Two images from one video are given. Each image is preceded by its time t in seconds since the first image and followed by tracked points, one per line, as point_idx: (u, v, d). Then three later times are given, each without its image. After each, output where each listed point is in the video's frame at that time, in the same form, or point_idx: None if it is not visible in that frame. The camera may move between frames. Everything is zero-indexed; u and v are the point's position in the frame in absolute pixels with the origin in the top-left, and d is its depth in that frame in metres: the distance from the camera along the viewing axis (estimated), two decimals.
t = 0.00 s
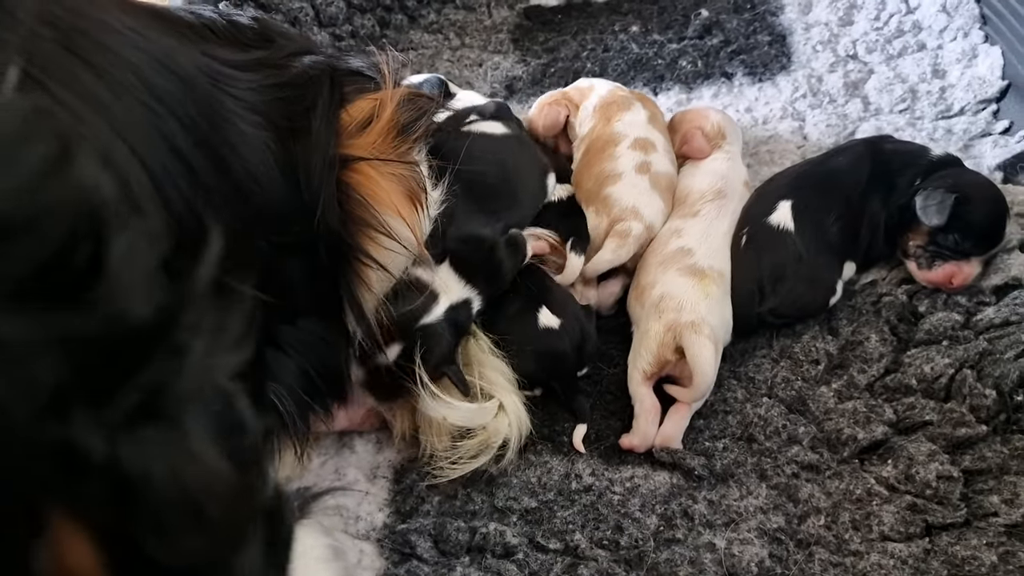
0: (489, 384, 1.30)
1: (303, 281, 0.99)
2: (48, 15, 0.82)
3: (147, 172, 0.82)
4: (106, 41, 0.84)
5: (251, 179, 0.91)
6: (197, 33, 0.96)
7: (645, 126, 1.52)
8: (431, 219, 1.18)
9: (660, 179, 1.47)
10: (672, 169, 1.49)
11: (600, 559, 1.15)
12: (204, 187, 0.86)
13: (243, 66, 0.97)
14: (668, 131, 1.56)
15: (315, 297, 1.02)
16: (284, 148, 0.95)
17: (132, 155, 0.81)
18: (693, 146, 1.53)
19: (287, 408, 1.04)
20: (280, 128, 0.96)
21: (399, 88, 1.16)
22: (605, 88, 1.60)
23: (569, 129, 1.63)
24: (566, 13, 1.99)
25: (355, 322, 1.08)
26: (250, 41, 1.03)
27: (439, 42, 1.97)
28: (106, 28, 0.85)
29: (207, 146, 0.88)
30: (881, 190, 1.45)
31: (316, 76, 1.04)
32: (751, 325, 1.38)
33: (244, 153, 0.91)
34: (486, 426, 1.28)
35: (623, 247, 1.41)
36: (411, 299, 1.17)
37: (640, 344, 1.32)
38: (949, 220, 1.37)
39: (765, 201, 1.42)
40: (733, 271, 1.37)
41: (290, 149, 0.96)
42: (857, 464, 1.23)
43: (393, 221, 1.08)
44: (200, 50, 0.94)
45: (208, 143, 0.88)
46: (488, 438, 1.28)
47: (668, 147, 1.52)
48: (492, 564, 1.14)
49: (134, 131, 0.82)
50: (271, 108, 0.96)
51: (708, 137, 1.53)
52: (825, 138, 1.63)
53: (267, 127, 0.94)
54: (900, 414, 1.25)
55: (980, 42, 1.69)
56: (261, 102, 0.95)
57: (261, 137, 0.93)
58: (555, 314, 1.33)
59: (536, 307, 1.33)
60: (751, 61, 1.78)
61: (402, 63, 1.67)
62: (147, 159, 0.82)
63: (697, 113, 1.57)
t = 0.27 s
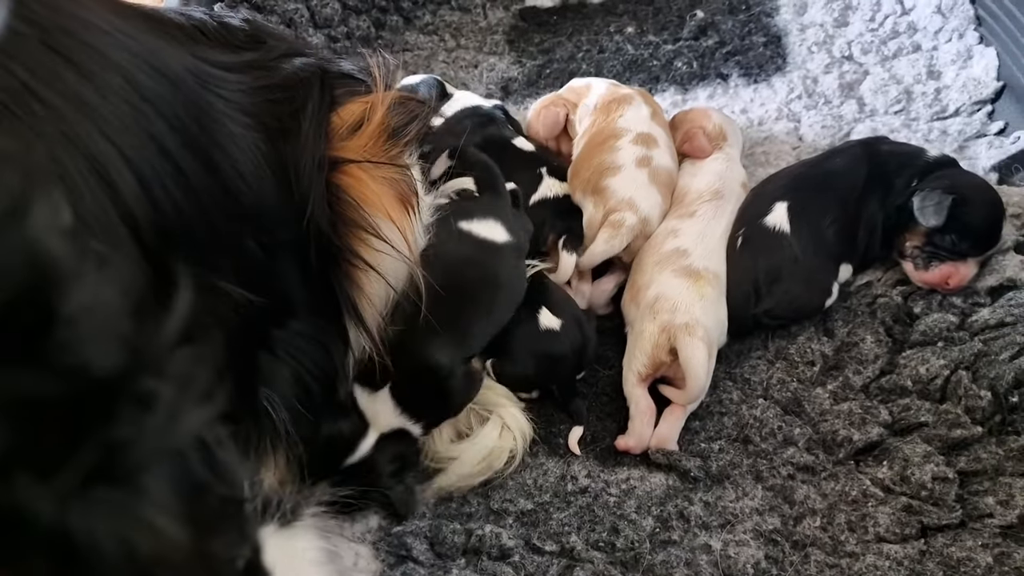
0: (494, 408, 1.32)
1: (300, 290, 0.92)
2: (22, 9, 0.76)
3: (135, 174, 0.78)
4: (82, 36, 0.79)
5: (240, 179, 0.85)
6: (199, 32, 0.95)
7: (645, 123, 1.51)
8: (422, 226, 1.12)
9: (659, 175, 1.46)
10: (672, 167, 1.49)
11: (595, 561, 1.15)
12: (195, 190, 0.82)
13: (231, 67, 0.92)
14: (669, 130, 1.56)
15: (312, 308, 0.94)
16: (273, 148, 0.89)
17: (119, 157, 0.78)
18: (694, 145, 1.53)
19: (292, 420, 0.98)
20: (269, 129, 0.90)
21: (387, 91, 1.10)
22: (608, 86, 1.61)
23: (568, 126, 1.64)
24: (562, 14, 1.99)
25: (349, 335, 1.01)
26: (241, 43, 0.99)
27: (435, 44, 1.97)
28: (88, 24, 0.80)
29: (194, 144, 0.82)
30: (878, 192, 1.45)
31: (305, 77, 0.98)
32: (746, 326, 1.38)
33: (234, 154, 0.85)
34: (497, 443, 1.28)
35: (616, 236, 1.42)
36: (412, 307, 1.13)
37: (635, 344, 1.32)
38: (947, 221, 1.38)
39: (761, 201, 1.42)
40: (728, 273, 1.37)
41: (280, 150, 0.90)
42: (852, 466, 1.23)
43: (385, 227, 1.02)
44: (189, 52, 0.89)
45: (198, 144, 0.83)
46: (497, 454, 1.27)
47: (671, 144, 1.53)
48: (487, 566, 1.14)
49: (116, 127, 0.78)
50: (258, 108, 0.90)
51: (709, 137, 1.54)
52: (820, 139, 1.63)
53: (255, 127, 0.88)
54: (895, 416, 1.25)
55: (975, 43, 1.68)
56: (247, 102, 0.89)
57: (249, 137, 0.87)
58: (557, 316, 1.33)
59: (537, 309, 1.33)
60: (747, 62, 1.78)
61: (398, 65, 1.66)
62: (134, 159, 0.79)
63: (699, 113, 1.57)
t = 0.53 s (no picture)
0: (496, 400, 1.29)
1: (299, 287, 0.89)
2: (27, 9, 0.74)
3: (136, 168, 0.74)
4: (85, 34, 0.76)
5: (239, 176, 0.82)
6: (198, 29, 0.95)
7: (643, 124, 1.52)
8: (421, 224, 1.09)
9: (660, 177, 1.47)
10: (671, 167, 1.49)
11: (594, 562, 1.14)
12: (197, 186, 0.78)
13: (229, 64, 0.89)
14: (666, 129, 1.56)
15: (310, 306, 0.92)
16: (271, 146, 0.86)
17: (123, 152, 0.74)
18: (691, 146, 1.53)
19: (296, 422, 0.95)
20: (267, 127, 0.87)
21: (386, 85, 1.07)
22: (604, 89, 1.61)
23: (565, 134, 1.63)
24: (559, 13, 1.98)
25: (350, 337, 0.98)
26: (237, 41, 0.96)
27: (432, 43, 1.96)
28: (92, 22, 0.78)
29: (192, 138, 0.79)
30: (876, 192, 1.45)
31: (302, 75, 0.96)
32: (744, 326, 1.37)
33: (234, 150, 0.82)
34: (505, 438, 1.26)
35: (613, 238, 1.42)
36: (411, 306, 1.10)
37: (634, 344, 1.31)
38: (947, 220, 1.38)
39: (758, 201, 1.41)
40: (726, 273, 1.37)
41: (278, 147, 0.87)
42: (851, 465, 1.22)
43: (385, 222, 0.98)
44: (188, 48, 0.86)
45: (198, 140, 0.80)
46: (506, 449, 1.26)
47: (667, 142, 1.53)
48: (485, 567, 1.14)
49: (119, 122, 0.74)
50: (256, 105, 0.87)
51: (706, 137, 1.53)
52: (818, 138, 1.63)
53: (252, 123, 0.86)
54: (894, 415, 1.25)
55: (972, 42, 1.68)
56: (245, 100, 0.87)
57: (248, 134, 0.84)
58: (563, 311, 1.34)
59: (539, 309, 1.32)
60: (744, 61, 1.77)
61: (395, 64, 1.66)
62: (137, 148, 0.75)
63: (696, 113, 1.57)
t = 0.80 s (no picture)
0: (496, 400, 1.28)
1: (298, 285, 0.88)
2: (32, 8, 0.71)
3: (143, 166, 0.72)
4: (90, 34, 0.74)
5: (240, 173, 0.82)
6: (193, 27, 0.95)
7: (641, 122, 1.51)
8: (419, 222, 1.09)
9: (656, 174, 1.47)
10: (668, 167, 1.49)
11: (590, 562, 1.14)
12: (200, 183, 0.77)
13: (226, 63, 0.89)
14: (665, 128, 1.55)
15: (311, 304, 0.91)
16: (271, 144, 0.86)
17: (130, 151, 0.72)
18: (688, 145, 1.53)
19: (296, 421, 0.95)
20: (266, 125, 0.86)
21: (387, 82, 1.07)
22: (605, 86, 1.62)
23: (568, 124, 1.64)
24: (555, 13, 1.98)
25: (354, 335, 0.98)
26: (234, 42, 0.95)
27: (428, 44, 1.96)
28: (92, 20, 0.76)
29: (194, 137, 0.78)
30: (873, 192, 1.44)
31: (302, 73, 0.96)
32: (740, 326, 1.37)
33: (233, 148, 0.82)
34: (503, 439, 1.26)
35: (606, 236, 1.43)
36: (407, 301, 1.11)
37: (630, 345, 1.31)
38: (943, 220, 1.38)
39: (753, 202, 1.41)
40: (722, 274, 1.37)
41: (278, 145, 0.87)
42: (848, 466, 1.22)
43: (387, 217, 0.98)
44: (186, 48, 0.85)
45: (200, 138, 0.78)
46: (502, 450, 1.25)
47: (666, 142, 1.53)
48: (481, 568, 1.14)
49: (126, 120, 0.72)
50: (256, 105, 0.87)
51: (704, 136, 1.53)
52: (814, 138, 1.63)
53: (251, 121, 0.85)
54: (890, 415, 1.25)
55: (968, 42, 1.67)
56: (244, 98, 0.86)
57: (247, 131, 0.83)
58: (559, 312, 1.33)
59: (535, 309, 1.32)
60: (741, 62, 1.78)
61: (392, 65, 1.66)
62: (144, 142, 0.74)
63: (695, 113, 1.56)
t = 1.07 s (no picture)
0: (496, 402, 1.28)
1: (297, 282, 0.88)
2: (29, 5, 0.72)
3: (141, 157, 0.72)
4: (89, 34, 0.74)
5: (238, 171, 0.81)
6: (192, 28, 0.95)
7: (641, 122, 1.51)
8: (418, 223, 1.10)
9: (655, 176, 1.46)
10: (667, 167, 1.49)
11: (588, 565, 1.14)
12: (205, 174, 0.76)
13: (224, 63, 0.89)
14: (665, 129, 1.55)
15: (310, 307, 0.91)
16: (269, 143, 0.87)
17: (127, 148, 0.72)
18: (686, 146, 1.53)
19: (301, 424, 0.96)
20: (265, 125, 0.88)
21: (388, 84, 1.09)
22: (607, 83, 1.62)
23: (568, 116, 1.65)
24: (553, 16, 1.98)
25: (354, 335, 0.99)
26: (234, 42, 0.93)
27: (426, 46, 1.96)
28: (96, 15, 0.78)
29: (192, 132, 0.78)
30: (870, 194, 1.44)
31: (300, 74, 0.97)
32: (737, 328, 1.37)
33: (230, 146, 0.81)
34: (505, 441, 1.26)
35: (607, 238, 1.42)
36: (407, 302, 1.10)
37: (629, 348, 1.31)
38: (942, 222, 1.37)
39: (751, 205, 1.40)
40: (720, 275, 1.37)
41: (278, 144, 0.88)
42: (846, 468, 1.22)
43: (387, 217, 0.99)
44: (182, 48, 0.85)
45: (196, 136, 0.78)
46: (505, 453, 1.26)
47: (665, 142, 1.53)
48: (479, 570, 1.13)
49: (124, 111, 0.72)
50: (255, 104, 0.88)
51: (702, 137, 1.53)
52: (812, 141, 1.64)
53: (247, 120, 0.85)
54: (888, 417, 1.25)
55: (966, 44, 1.67)
56: (242, 98, 0.87)
57: (245, 130, 0.84)
58: (558, 312, 1.32)
59: (533, 310, 1.31)
60: (738, 64, 1.78)
61: (390, 66, 1.66)
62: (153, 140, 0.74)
63: (695, 114, 1.56)
